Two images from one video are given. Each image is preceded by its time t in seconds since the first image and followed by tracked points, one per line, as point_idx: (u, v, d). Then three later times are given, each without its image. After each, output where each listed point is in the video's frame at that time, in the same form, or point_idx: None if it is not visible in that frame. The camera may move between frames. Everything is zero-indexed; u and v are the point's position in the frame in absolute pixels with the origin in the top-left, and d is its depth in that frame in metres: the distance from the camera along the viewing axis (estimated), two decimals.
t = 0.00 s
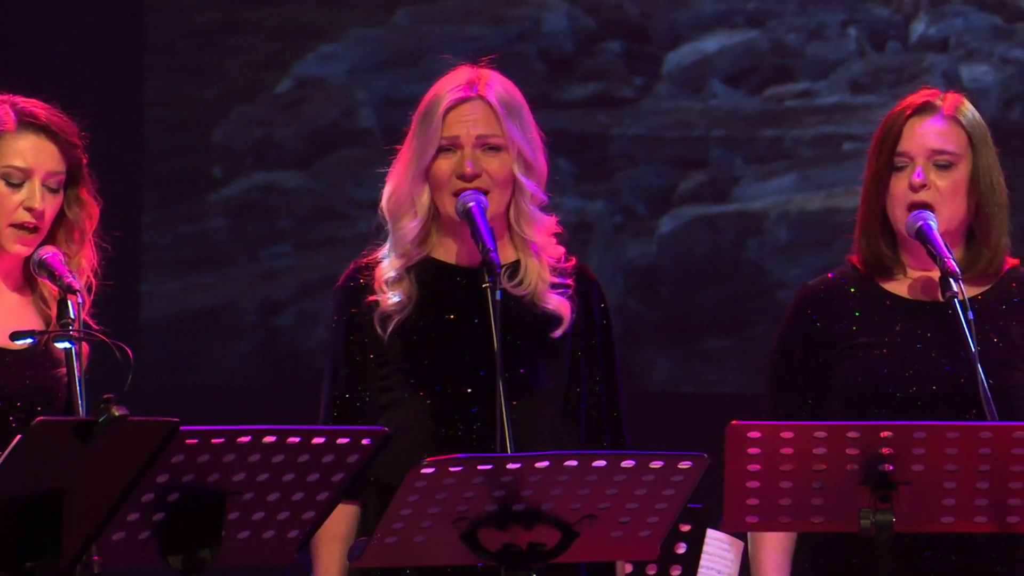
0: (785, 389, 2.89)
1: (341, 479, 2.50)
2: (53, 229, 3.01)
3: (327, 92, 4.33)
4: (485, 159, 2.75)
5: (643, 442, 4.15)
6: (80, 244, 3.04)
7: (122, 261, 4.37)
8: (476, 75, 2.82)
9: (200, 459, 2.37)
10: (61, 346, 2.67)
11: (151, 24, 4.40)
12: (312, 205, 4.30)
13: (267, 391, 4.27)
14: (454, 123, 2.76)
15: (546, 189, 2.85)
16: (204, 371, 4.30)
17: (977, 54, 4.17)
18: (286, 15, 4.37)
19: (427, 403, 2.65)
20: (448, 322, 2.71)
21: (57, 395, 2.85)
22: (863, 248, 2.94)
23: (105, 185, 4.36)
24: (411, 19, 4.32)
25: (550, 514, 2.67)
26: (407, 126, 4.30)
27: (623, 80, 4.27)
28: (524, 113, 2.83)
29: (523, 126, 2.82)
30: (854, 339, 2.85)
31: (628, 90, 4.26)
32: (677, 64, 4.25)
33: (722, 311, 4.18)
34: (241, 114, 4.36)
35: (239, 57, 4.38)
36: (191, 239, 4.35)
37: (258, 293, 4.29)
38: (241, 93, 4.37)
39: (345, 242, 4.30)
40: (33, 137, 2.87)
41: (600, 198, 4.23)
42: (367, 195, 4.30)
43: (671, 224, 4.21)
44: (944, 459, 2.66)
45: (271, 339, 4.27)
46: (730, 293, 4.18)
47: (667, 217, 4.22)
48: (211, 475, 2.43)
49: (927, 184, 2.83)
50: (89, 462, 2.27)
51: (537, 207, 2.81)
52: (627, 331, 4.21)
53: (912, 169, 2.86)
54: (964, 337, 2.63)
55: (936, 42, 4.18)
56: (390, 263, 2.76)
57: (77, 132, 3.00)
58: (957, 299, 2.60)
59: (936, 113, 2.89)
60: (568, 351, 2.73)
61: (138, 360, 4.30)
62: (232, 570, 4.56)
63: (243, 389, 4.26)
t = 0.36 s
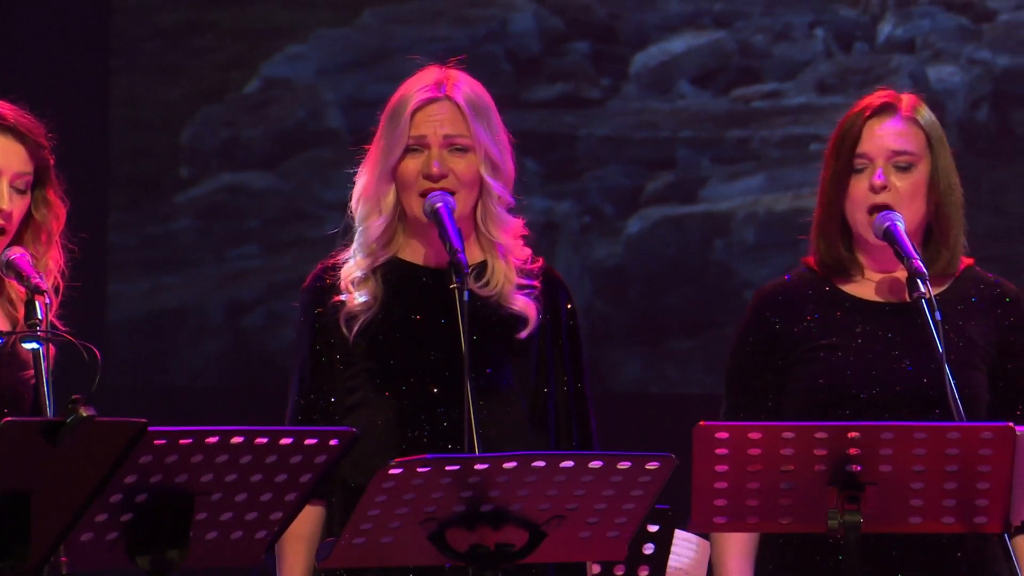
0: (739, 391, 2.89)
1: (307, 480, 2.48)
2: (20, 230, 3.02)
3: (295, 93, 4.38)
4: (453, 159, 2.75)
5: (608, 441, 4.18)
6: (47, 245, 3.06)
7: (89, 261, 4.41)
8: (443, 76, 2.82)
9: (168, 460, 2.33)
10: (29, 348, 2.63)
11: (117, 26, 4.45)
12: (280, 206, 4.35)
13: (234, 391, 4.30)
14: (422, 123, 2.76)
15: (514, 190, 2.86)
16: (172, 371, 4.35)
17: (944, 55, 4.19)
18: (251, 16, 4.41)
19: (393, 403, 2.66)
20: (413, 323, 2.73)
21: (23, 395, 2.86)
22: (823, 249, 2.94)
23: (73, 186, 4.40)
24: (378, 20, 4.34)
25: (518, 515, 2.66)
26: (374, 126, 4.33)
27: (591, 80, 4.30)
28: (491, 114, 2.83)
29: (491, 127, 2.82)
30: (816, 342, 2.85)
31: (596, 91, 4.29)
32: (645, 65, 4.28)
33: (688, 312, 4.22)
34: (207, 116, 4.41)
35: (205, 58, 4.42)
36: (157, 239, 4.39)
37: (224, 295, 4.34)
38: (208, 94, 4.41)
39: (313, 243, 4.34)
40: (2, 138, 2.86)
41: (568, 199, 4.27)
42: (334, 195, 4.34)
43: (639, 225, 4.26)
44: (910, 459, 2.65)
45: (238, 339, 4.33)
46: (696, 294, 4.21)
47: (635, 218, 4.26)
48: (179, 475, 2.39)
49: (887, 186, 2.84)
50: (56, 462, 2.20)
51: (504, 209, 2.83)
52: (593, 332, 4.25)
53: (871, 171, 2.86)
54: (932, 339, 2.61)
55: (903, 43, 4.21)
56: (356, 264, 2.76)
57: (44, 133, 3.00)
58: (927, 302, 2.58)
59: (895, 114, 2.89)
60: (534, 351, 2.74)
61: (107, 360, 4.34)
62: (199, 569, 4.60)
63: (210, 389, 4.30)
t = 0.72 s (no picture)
0: (695, 395, 2.84)
1: (278, 481, 2.40)
2: None
3: (265, 93, 4.38)
4: (423, 156, 2.76)
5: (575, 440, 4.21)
6: (12, 244, 3.17)
7: (57, 262, 4.41)
8: (413, 72, 2.83)
9: (137, 459, 2.29)
10: None
11: (87, 26, 4.44)
12: (250, 207, 4.36)
13: (203, 392, 4.33)
14: (393, 119, 2.76)
15: (483, 188, 2.87)
16: (140, 372, 4.35)
17: (914, 55, 4.23)
18: (221, 16, 4.40)
19: (362, 398, 2.65)
20: (382, 317, 2.72)
21: None
22: (786, 245, 2.90)
23: (42, 186, 4.40)
24: (349, 20, 4.36)
25: (487, 515, 2.56)
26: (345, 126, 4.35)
27: (561, 81, 4.34)
28: (461, 111, 2.84)
29: (461, 123, 2.82)
30: (775, 342, 2.81)
31: (566, 91, 4.34)
32: (614, 65, 4.32)
33: (657, 312, 4.26)
34: (177, 116, 4.40)
35: (176, 58, 4.41)
36: (127, 239, 4.39)
37: (194, 295, 4.35)
38: (179, 94, 4.40)
39: (283, 243, 4.36)
40: None
41: (537, 199, 4.31)
42: (304, 196, 4.36)
43: (609, 225, 4.29)
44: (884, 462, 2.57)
45: (208, 339, 4.34)
46: (664, 294, 4.26)
47: (605, 219, 4.30)
48: (149, 475, 2.34)
49: (858, 178, 2.84)
50: (24, 468, 2.09)
51: (473, 206, 2.84)
52: (561, 331, 4.28)
53: (840, 165, 2.85)
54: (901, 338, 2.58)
55: (873, 43, 4.25)
56: (325, 260, 2.75)
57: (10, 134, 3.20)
58: (895, 301, 2.57)
59: (861, 110, 2.90)
60: (503, 347, 2.74)
61: (76, 361, 4.35)
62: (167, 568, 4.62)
63: (179, 389, 4.32)
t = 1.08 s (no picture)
0: (649, 403, 2.80)
1: (241, 482, 2.39)
2: None
3: (229, 94, 4.39)
4: (384, 158, 2.76)
5: (538, 440, 4.23)
6: None
7: (19, 263, 4.38)
8: (376, 75, 2.84)
9: (102, 460, 2.26)
10: None
11: (50, 26, 4.43)
12: (214, 208, 4.37)
13: (167, 392, 4.34)
14: (356, 121, 2.77)
15: (446, 190, 2.89)
16: (104, 372, 4.37)
17: (878, 56, 4.25)
18: (184, 17, 4.39)
19: (321, 400, 2.67)
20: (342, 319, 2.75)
21: None
22: (741, 249, 2.87)
23: (4, 187, 4.40)
24: (312, 20, 4.36)
25: (451, 515, 2.52)
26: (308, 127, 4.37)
27: (525, 82, 4.34)
28: (424, 114, 2.85)
29: (423, 125, 2.83)
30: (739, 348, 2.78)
31: (530, 92, 4.33)
32: (578, 66, 4.32)
33: (620, 314, 4.27)
34: (140, 117, 4.39)
35: (139, 58, 4.40)
36: (91, 240, 4.38)
37: (158, 295, 4.35)
38: (142, 95, 4.39)
39: (247, 244, 4.37)
40: None
41: (501, 200, 4.31)
42: (268, 197, 4.38)
43: (573, 225, 4.30)
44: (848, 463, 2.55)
45: (172, 340, 4.35)
46: (627, 296, 4.28)
47: (569, 219, 4.30)
48: (112, 476, 2.32)
49: (820, 189, 2.81)
50: None
51: (436, 208, 2.84)
52: (525, 332, 4.30)
53: (803, 173, 2.82)
54: (865, 339, 2.58)
55: (836, 44, 4.26)
56: (288, 263, 2.77)
57: None
58: (859, 302, 2.54)
59: (822, 118, 2.86)
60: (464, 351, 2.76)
61: (40, 362, 4.35)
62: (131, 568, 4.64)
63: (144, 389, 4.34)
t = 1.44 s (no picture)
0: (611, 404, 2.79)
1: (213, 483, 2.36)
2: None
3: (197, 94, 4.39)
4: (352, 158, 2.79)
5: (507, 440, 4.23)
6: None
7: None
8: (342, 76, 2.87)
9: (71, 461, 2.23)
10: None
11: (20, 26, 4.45)
12: (184, 208, 4.35)
13: (135, 391, 4.33)
14: (323, 121, 2.80)
15: (412, 190, 2.93)
16: (74, 373, 4.38)
17: (847, 57, 4.26)
18: (155, 17, 4.41)
19: (290, 400, 2.70)
20: (310, 320, 2.78)
21: None
22: (706, 250, 2.87)
23: None
24: (282, 21, 4.36)
25: (421, 516, 2.46)
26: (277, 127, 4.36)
27: (494, 82, 4.35)
28: (390, 114, 2.88)
29: (390, 125, 2.86)
30: (702, 353, 2.77)
31: (499, 93, 4.35)
32: (548, 67, 4.33)
33: (591, 314, 4.28)
34: (110, 117, 4.41)
35: (109, 59, 4.42)
36: (61, 240, 4.41)
37: (127, 296, 4.36)
38: (112, 94, 4.42)
39: (217, 244, 4.35)
40: None
41: (470, 200, 4.33)
42: (238, 198, 4.36)
43: (542, 226, 4.31)
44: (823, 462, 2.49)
45: (141, 341, 4.34)
46: (596, 296, 4.28)
47: (538, 220, 4.32)
48: (82, 477, 2.29)
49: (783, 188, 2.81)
50: None
51: (403, 207, 2.89)
52: (494, 332, 4.32)
53: (765, 173, 2.82)
54: (837, 340, 2.59)
55: (805, 45, 4.27)
56: (255, 263, 2.81)
57: None
58: (829, 303, 2.56)
59: (783, 118, 2.88)
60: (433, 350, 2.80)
61: (11, 361, 4.38)
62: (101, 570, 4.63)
63: (113, 390, 4.33)
